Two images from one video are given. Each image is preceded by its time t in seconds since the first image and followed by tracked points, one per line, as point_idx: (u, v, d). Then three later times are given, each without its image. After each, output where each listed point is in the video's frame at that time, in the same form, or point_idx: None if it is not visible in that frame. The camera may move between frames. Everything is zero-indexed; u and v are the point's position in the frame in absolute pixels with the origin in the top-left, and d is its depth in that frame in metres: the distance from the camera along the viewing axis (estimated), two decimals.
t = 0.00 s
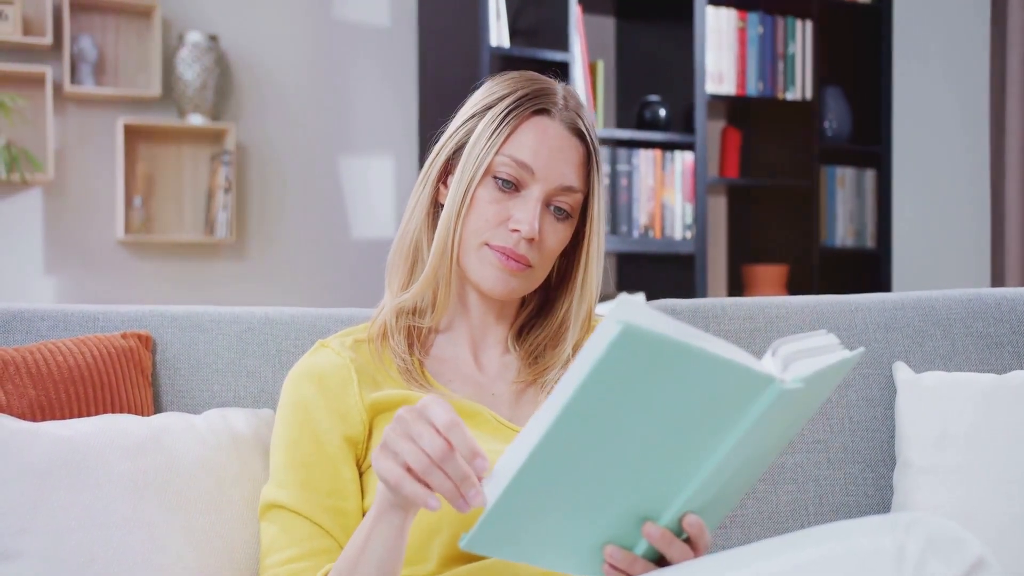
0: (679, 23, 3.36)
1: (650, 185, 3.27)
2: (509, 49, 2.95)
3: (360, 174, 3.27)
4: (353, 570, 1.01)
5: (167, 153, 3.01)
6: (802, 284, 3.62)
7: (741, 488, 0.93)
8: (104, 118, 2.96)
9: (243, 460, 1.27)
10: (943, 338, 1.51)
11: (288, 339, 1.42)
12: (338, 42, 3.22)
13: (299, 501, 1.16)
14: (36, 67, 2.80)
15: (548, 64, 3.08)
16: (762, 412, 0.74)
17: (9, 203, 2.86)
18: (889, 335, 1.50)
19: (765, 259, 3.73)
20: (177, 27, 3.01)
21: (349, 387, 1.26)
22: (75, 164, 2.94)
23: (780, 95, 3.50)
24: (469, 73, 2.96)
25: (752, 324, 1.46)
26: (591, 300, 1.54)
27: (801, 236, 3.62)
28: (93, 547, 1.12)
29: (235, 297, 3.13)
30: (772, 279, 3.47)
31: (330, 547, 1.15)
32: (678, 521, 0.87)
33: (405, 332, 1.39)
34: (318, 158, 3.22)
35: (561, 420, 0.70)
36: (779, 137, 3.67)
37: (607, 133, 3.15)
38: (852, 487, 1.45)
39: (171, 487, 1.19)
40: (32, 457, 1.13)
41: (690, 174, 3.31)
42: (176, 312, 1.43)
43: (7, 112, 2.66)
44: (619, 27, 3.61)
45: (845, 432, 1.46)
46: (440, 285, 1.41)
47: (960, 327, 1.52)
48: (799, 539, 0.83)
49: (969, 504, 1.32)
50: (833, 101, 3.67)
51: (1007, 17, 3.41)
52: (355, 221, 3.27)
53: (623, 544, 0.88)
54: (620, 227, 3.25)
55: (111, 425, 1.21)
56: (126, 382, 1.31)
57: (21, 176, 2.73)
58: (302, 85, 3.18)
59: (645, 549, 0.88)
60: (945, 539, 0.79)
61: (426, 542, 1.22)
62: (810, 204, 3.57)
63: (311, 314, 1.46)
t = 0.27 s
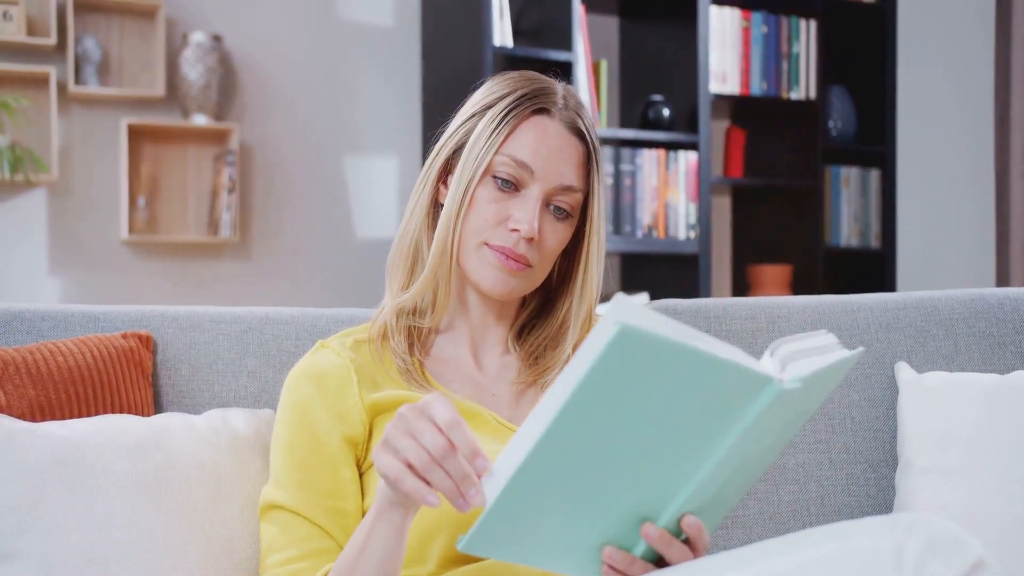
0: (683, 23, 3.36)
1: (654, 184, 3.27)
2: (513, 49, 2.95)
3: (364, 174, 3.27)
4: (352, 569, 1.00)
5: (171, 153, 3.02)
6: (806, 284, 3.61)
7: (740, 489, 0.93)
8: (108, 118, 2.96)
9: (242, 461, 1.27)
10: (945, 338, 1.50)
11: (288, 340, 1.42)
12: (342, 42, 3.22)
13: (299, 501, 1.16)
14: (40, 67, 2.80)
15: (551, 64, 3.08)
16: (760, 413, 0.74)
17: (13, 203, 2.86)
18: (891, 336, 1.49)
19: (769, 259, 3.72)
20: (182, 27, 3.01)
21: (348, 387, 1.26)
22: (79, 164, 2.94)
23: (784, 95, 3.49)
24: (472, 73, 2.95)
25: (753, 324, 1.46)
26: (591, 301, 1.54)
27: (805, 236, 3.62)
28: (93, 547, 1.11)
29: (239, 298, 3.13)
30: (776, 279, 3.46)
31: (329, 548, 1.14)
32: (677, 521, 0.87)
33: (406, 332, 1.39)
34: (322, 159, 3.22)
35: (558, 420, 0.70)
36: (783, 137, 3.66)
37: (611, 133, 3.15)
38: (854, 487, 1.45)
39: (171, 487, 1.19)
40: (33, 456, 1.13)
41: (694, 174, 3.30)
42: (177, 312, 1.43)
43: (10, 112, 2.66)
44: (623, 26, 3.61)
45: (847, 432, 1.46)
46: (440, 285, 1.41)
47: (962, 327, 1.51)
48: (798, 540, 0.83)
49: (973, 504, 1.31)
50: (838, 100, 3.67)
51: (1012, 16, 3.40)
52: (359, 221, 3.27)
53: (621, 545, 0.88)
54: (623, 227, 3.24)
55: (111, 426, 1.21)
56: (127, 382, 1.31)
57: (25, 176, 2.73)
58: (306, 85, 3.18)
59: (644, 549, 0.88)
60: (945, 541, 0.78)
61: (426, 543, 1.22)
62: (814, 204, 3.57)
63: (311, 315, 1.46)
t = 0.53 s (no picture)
0: (686, 22, 3.35)
1: (657, 184, 3.26)
2: (516, 49, 2.94)
3: (367, 174, 3.27)
4: (350, 569, 1.00)
5: (174, 152, 3.02)
6: (809, 284, 3.60)
7: (736, 489, 0.93)
8: (111, 118, 2.97)
9: (241, 460, 1.27)
10: (946, 338, 1.50)
11: (287, 340, 1.42)
12: (345, 42, 3.22)
13: (298, 502, 1.16)
14: (43, 67, 2.81)
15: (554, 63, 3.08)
16: (755, 413, 0.73)
17: (17, 203, 2.87)
18: (892, 336, 1.49)
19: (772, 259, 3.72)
20: (185, 27, 3.01)
21: (347, 388, 1.26)
22: (82, 164, 2.94)
23: (788, 95, 3.48)
24: (475, 73, 2.95)
25: (753, 324, 1.45)
26: (590, 300, 1.54)
27: (809, 236, 3.61)
28: (91, 546, 1.11)
29: (243, 297, 3.13)
30: (780, 279, 3.45)
31: (327, 547, 1.14)
32: (673, 521, 0.87)
33: (405, 332, 1.38)
34: (325, 158, 3.22)
35: (552, 419, 0.69)
36: (787, 137, 3.65)
37: (614, 133, 3.15)
38: (854, 487, 1.44)
39: (170, 487, 1.19)
40: (31, 455, 1.13)
41: (697, 173, 3.30)
42: (175, 312, 1.43)
43: (13, 112, 2.66)
44: (626, 26, 3.61)
45: (847, 432, 1.45)
46: (439, 284, 1.41)
47: (963, 327, 1.51)
48: (794, 541, 0.83)
49: (974, 505, 1.30)
50: (842, 100, 3.65)
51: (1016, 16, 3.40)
52: (362, 221, 3.27)
53: (618, 545, 0.88)
54: (626, 227, 3.24)
55: (110, 426, 1.21)
56: (125, 382, 1.31)
57: (28, 176, 2.74)
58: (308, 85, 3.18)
59: (641, 550, 0.88)
60: (941, 541, 0.78)
61: (424, 544, 1.22)
62: (818, 204, 3.56)
63: (311, 314, 1.46)
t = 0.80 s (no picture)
0: (689, 21, 3.35)
1: (660, 184, 3.26)
2: (518, 48, 2.94)
3: (370, 174, 3.27)
4: (348, 569, 1.00)
5: (177, 152, 3.02)
6: (812, 283, 3.60)
7: (732, 488, 0.92)
8: (114, 118, 2.97)
9: (239, 460, 1.27)
10: (947, 337, 1.49)
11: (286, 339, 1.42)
12: (348, 41, 3.22)
13: (296, 502, 1.16)
14: (46, 67, 2.81)
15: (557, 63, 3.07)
16: (750, 413, 0.73)
17: (20, 203, 2.87)
18: (892, 335, 1.48)
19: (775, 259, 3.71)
20: (188, 27, 3.01)
21: (345, 388, 1.26)
22: (85, 164, 2.94)
23: (791, 94, 3.48)
24: (477, 72, 2.95)
25: (753, 324, 1.45)
26: (588, 300, 1.54)
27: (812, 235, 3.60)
28: (90, 547, 1.11)
29: (246, 297, 3.13)
30: (783, 278, 3.45)
31: (325, 548, 1.14)
32: (669, 521, 0.86)
33: (403, 332, 1.38)
34: (328, 158, 3.21)
35: (546, 419, 0.69)
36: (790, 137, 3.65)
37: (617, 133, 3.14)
38: (855, 487, 1.44)
39: (168, 487, 1.19)
40: (29, 455, 1.13)
41: (700, 173, 3.29)
42: (174, 312, 1.43)
43: (16, 112, 2.66)
44: (628, 25, 3.60)
45: (848, 432, 1.45)
46: (438, 283, 1.40)
47: (964, 326, 1.50)
48: (793, 541, 0.82)
49: (976, 505, 1.30)
50: (845, 99, 3.64)
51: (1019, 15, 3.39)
52: (365, 220, 3.27)
53: (615, 545, 0.88)
54: (629, 226, 3.23)
55: (108, 426, 1.21)
56: (124, 381, 1.31)
57: (31, 176, 2.74)
58: (311, 85, 3.18)
59: (637, 550, 0.88)
60: (939, 541, 0.78)
61: (422, 544, 1.22)
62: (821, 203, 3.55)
63: (310, 314, 1.45)
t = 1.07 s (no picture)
0: (691, 22, 3.35)
1: (661, 184, 3.26)
2: (520, 49, 2.94)
3: (372, 173, 3.27)
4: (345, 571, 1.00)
5: (180, 153, 3.02)
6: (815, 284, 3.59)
7: (729, 491, 0.92)
8: (116, 119, 2.97)
9: (235, 461, 1.27)
10: (946, 339, 1.49)
11: (284, 341, 1.42)
12: (350, 41, 3.22)
13: (293, 505, 1.16)
14: (48, 68, 2.81)
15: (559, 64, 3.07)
16: (750, 421, 0.73)
17: (23, 203, 2.87)
18: (891, 337, 1.48)
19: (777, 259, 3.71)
20: (190, 28, 3.01)
21: (342, 390, 1.26)
22: (88, 164, 2.95)
23: (793, 94, 3.47)
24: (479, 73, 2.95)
25: (752, 325, 1.44)
26: (585, 300, 1.54)
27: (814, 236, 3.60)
28: (86, 547, 1.11)
29: (248, 297, 3.13)
30: (785, 279, 3.44)
31: (321, 550, 1.14)
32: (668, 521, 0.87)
33: (400, 333, 1.38)
34: (331, 158, 3.22)
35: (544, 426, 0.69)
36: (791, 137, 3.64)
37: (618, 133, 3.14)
38: (853, 489, 1.43)
39: (165, 488, 1.19)
40: (25, 456, 1.13)
41: (701, 173, 3.29)
42: (172, 313, 1.43)
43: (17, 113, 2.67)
44: (630, 25, 3.60)
45: (846, 434, 1.45)
46: (435, 284, 1.40)
47: (963, 328, 1.50)
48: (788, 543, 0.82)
49: (977, 505, 1.29)
50: (847, 100, 3.64)
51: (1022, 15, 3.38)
52: (368, 220, 3.27)
53: (608, 546, 0.87)
54: (630, 227, 3.23)
55: (105, 428, 1.21)
56: (121, 382, 1.31)
57: (32, 177, 2.74)
58: (313, 85, 3.18)
59: (630, 551, 0.88)
60: (934, 546, 0.79)
61: (418, 546, 1.21)
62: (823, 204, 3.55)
63: (308, 315, 1.45)
